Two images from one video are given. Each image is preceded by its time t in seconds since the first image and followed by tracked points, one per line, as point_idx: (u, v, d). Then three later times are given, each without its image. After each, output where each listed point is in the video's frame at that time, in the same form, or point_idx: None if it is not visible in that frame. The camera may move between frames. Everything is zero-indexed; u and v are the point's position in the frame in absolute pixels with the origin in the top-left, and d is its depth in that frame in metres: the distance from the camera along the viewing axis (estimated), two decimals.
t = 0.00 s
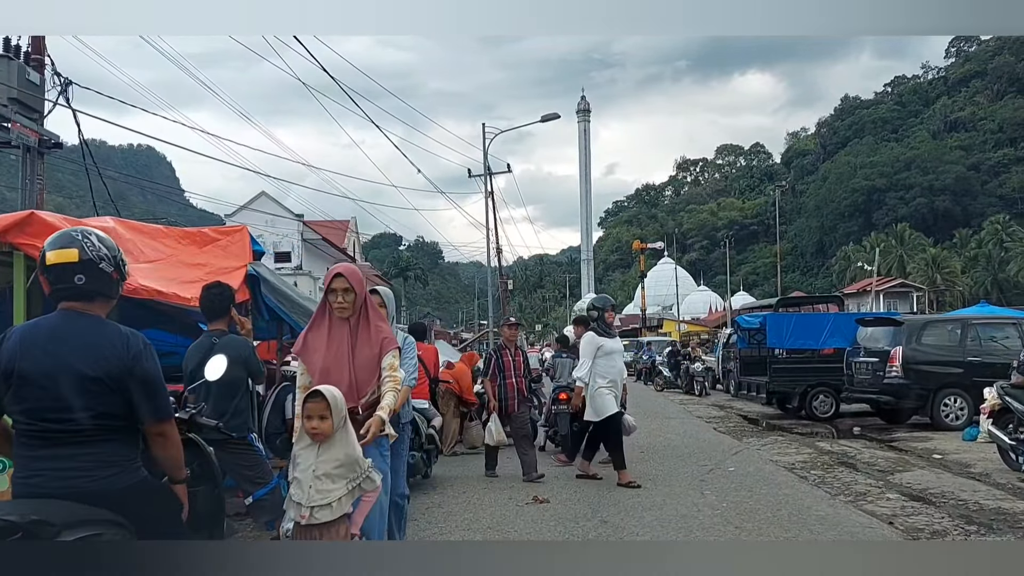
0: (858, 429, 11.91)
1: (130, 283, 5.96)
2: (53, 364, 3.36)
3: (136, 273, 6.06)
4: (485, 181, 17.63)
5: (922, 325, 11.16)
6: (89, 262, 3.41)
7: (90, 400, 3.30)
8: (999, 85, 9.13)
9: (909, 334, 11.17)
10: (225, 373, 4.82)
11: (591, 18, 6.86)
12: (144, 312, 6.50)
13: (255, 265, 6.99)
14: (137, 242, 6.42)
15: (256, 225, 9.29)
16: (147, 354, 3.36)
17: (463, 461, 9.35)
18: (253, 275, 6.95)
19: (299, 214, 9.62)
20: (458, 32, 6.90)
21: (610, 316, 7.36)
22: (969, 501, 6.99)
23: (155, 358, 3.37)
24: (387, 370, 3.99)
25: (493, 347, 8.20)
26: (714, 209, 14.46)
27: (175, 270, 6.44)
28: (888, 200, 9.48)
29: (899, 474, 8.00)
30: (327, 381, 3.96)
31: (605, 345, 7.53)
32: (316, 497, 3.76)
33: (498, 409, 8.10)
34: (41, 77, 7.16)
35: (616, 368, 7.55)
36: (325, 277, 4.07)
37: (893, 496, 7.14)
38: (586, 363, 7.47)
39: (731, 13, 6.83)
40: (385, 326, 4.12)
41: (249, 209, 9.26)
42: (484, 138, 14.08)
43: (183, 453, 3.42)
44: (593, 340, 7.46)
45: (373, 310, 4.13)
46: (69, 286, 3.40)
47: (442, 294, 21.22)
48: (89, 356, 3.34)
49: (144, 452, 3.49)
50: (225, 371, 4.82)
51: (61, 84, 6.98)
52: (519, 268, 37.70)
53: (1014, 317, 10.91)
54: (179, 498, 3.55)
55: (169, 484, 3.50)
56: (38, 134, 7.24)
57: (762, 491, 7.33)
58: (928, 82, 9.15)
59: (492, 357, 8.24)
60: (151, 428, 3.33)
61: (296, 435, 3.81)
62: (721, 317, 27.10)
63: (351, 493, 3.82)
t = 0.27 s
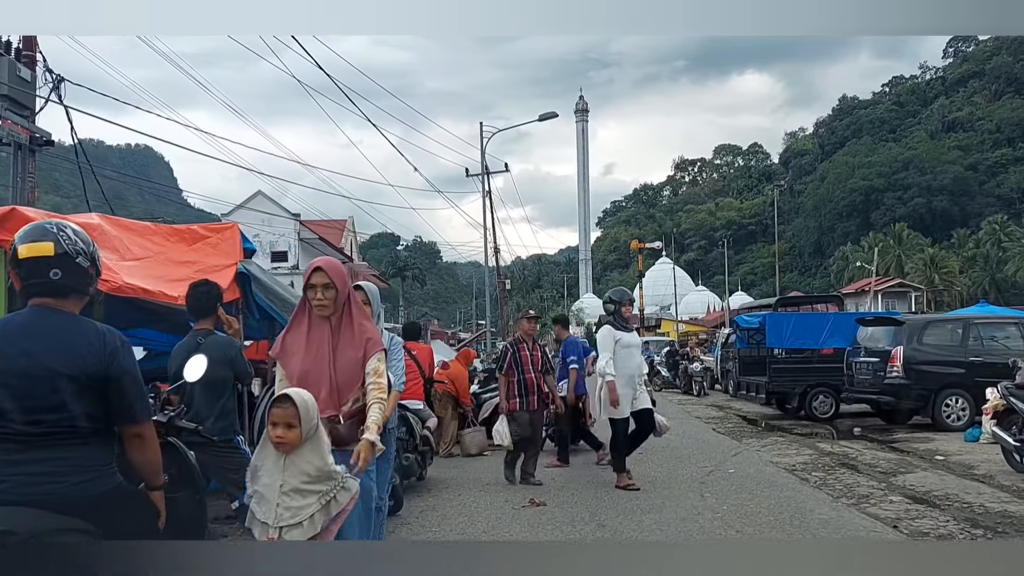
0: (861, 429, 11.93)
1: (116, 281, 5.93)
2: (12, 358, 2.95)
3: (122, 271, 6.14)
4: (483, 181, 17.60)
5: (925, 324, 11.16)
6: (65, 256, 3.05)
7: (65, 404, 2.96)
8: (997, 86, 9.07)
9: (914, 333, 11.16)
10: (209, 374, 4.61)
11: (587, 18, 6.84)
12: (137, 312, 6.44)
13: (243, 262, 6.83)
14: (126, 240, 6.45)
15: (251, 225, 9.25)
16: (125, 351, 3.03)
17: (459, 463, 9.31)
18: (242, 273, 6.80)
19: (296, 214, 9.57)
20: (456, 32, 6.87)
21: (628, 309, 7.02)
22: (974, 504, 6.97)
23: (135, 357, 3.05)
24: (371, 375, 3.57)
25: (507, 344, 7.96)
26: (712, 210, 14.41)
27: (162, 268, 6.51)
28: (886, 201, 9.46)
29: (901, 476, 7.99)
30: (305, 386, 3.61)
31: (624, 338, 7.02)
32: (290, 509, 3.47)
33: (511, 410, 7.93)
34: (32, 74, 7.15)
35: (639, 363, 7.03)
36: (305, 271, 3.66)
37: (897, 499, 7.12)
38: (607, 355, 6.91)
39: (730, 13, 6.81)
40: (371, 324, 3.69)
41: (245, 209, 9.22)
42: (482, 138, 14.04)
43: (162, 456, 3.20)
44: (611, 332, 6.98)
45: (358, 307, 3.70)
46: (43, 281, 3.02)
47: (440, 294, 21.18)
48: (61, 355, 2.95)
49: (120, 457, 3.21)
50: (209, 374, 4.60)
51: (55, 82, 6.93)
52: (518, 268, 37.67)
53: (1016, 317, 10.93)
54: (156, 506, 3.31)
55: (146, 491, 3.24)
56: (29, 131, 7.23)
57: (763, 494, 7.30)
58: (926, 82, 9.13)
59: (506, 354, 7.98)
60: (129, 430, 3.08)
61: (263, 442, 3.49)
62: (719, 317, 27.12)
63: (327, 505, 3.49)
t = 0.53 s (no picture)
0: (860, 429, 11.98)
1: (100, 278, 6.03)
2: None
3: (108, 269, 6.21)
4: (480, 180, 17.55)
5: (925, 324, 11.16)
6: (40, 251, 3.34)
7: (42, 403, 3.24)
8: (993, 85, 9.06)
9: (914, 333, 11.17)
10: (194, 374, 4.39)
11: (584, 18, 6.82)
12: (130, 312, 6.43)
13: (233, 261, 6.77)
14: (113, 236, 6.48)
15: (247, 226, 9.23)
16: (99, 349, 3.28)
17: (455, 464, 9.30)
18: (234, 272, 6.85)
19: (292, 213, 9.53)
20: (452, 31, 6.84)
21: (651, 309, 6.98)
22: (977, 506, 6.97)
23: (111, 353, 3.33)
24: (358, 374, 3.56)
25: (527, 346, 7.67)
26: (710, 209, 14.36)
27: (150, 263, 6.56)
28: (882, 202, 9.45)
29: (902, 477, 8.00)
30: (276, 383, 3.56)
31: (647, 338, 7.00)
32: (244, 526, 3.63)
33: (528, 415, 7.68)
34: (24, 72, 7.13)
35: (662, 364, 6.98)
36: (277, 265, 3.64)
37: (898, 501, 7.12)
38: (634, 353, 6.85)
39: (727, 12, 6.79)
40: (349, 319, 3.66)
41: (241, 208, 9.21)
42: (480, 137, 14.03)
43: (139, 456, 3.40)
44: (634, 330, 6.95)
45: (334, 301, 3.67)
46: (18, 276, 3.31)
47: (438, 294, 21.14)
48: (35, 353, 3.22)
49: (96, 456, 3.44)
50: (195, 373, 4.39)
51: (48, 79, 6.91)
52: (515, 268, 37.65)
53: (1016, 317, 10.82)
54: (134, 510, 3.49)
55: (123, 497, 3.44)
56: (20, 129, 7.20)
57: (763, 496, 7.29)
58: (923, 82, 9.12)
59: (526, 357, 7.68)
60: (106, 432, 3.30)
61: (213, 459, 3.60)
62: (717, 317, 27.12)
63: (282, 520, 3.60)
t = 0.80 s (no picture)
0: (856, 430, 12.02)
1: (84, 277, 5.99)
2: None
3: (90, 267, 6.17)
4: (474, 180, 17.51)
5: (922, 324, 11.28)
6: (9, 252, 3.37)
7: (7, 408, 3.26)
8: (987, 86, 9.12)
9: (911, 331, 11.30)
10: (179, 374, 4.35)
11: (580, 18, 6.80)
12: (120, 312, 6.39)
13: (222, 260, 6.70)
14: (98, 236, 6.47)
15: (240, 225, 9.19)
16: (70, 353, 3.30)
17: (449, 466, 9.28)
18: (223, 271, 6.77)
19: (285, 213, 9.48)
20: (447, 31, 6.81)
21: (675, 304, 6.80)
22: (978, 509, 6.97)
23: (80, 356, 3.35)
24: (340, 378, 3.42)
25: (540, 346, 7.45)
26: (704, 209, 14.34)
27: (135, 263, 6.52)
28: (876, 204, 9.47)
29: (902, 479, 7.99)
30: (251, 385, 3.42)
31: (668, 336, 6.80)
32: (179, 534, 3.66)
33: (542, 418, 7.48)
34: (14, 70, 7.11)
35: (686, 363, 6.78)
36: (253, 259, 3.49)
37: (898, 502, 7.13)
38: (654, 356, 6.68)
39: (723, 12, 6.78)
40: (329, 319, 3.52)
41: (235, 208, 9.17)
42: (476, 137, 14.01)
43: (110, 462, 3.46)
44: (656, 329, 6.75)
45: (314, 299, 3.53)
46: None
47: (432, 294, 21.09)
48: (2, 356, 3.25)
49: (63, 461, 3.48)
50: (180, 374, 4.36)
51: (37, 78, 6.87)
52: (511, 269, 37.63)
53: (1014, 317, 10.93)
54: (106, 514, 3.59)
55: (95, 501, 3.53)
56: (11, 128, 7.25)
57: (761, 498, 7.28)
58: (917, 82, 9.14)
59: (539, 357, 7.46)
60: (73, 440, 3.33)
61: (135, 469, 3.56)
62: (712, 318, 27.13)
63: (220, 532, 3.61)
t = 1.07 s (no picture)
0: (853, 429, 12.08)
1: (69, 276, 6.00)
2: None
3: (77, 267, 6.16)
4: (470, 179, 17.45)
5: (921, 324, 11.34)
6: None
7: None
8: (981, 87, 9.26)
9: (909, 331, 11.38)
10: (165, 380, 4.39)
11: (575, 18, 6.80)
12: (110, 311, 6.40)
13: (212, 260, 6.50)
14: (85, 234, 6.43)
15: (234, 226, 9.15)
16: (35, 352, 3.80)
17: (443, 468, 9.26)
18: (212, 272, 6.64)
19: (279, 213, 9.44)
20: (442, 31, 6.79)
21: (698, 305, 6.49)
22: (977, 510, 6.97)
23: (49, 356, 3.87)
24: (297, 379, 3.32)
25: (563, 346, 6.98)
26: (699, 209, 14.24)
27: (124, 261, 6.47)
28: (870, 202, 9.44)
29: (900, 480, 7.99)
30: (222, 382, 3.46)
31: (685, 339, 6.56)
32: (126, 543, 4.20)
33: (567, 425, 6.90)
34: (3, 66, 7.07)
35: (705, 364, 6.56)
36: (224, 248, 3.51)
37: (897, 504, 7.12)
38: (659, 357, 6.50)
39: (720, 11, 6.78)
40: (298, 311, 3.46)
41: (229, 208, 9.14)
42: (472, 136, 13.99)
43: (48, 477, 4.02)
44: (672, 332, 6.50)
45: (286, 291, 3.50)
46: None
47: (428, 295, 21.04)
48: None
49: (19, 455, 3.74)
50: (166, 378, 4.39)
51: (27, 75, 6.84)
52: (507, 269, 37.54)
53: (1013, 317, 11.02)
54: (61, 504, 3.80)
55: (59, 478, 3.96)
56: None
57: (759, 499, 7.27)
58: (911, 82, 9.13)
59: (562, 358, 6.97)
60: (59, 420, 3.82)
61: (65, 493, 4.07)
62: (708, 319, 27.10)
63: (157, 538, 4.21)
